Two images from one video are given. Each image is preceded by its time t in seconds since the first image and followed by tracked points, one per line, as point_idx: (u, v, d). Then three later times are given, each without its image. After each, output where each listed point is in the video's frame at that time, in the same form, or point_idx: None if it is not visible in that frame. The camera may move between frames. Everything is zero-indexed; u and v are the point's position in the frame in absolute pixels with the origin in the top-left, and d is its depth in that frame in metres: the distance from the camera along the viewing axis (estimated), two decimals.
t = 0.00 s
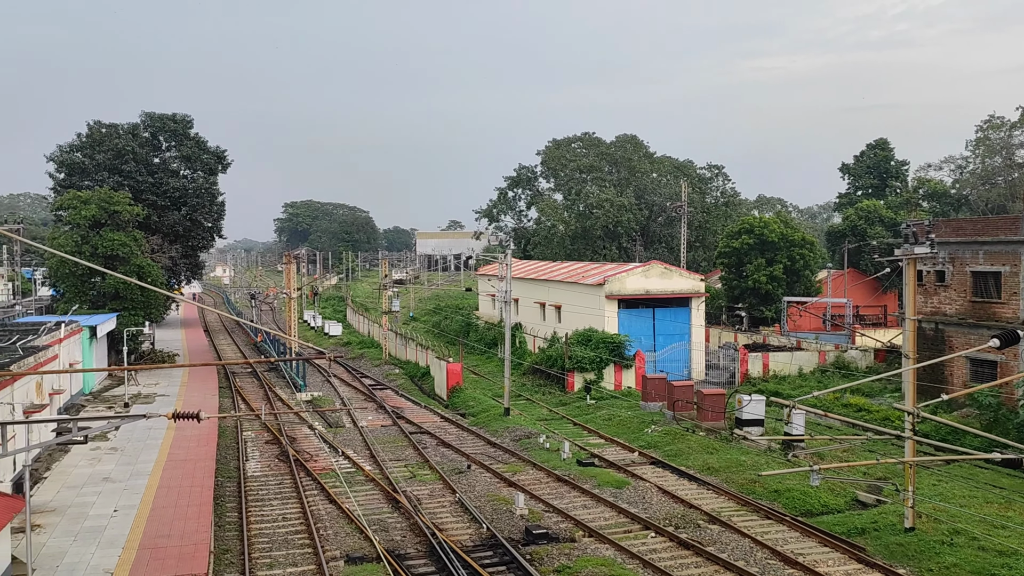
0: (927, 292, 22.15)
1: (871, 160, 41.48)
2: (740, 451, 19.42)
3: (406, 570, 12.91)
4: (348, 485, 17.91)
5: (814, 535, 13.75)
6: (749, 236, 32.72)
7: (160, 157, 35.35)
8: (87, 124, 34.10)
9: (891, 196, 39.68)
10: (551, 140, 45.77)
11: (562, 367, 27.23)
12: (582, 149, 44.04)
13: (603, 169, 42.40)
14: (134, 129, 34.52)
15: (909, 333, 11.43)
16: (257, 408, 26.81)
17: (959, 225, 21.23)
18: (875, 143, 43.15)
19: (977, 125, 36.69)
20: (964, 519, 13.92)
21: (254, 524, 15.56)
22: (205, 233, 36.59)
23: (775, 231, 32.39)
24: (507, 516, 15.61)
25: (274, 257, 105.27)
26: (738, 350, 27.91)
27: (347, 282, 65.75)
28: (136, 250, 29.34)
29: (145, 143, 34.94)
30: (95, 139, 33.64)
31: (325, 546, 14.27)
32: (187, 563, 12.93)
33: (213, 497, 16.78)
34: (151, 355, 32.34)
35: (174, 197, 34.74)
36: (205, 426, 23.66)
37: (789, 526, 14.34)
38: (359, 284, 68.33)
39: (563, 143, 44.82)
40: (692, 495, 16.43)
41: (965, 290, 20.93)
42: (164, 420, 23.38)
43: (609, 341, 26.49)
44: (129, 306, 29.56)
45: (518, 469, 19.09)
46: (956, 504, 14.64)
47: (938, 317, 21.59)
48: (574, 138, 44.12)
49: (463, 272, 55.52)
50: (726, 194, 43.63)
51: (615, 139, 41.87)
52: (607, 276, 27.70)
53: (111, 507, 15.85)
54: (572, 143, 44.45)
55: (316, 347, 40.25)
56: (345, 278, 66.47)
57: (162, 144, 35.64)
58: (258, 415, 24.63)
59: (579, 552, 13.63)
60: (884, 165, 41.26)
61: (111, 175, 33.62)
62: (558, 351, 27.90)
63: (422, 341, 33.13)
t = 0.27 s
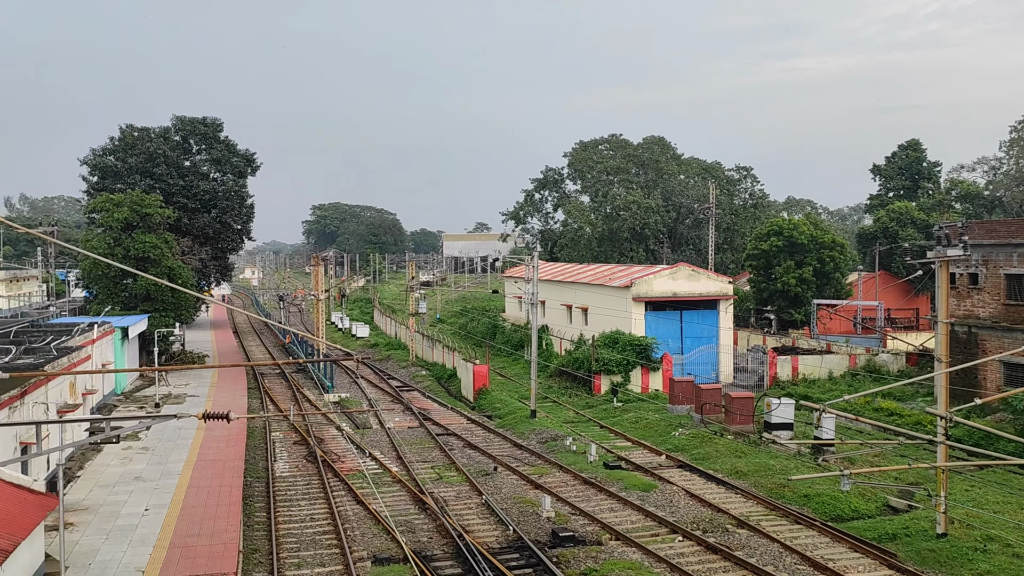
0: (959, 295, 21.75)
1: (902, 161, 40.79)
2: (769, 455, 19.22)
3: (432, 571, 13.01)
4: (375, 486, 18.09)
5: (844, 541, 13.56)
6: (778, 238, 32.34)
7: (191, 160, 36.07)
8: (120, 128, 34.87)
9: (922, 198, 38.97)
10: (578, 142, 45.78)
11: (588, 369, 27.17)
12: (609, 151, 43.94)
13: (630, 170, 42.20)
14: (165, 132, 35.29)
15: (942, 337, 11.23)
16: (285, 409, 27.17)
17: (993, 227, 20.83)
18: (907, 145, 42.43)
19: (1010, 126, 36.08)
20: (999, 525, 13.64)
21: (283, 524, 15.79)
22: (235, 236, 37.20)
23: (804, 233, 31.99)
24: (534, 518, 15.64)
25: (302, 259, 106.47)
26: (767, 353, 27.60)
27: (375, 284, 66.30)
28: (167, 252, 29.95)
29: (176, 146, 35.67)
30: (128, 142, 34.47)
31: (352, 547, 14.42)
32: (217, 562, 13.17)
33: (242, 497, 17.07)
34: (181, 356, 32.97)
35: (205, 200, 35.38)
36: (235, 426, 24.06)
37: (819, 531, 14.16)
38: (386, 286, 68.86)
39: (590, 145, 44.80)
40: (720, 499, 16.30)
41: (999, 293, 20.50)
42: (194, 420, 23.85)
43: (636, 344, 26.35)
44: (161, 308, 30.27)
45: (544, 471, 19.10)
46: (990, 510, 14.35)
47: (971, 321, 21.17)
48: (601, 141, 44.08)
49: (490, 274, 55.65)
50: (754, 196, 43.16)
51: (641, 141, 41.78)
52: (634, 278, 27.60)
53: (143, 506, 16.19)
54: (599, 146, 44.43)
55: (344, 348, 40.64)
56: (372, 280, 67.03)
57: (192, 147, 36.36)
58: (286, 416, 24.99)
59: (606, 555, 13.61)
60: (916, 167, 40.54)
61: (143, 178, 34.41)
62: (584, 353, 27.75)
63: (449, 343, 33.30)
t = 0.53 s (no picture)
0: (993, 296, 21.22)
1: (933, 162, 39.94)
2: (798, 458, 18.92)
3: (459, 572, 12.99)
4: (402, 486, 18.15)
5: (874, 545, 13.29)
6: (807, 239, 31.78)
7: (220, 163, 36.62)
8: (151, 131, 35.53)
9: (955, 198, 38.11)
10: (605, 143, 45.59)
11: (615, 371, 27.00)
12: (636, 152, 43.69)
13: (658, 171, 41.86)
14: (195, 135, 35.89)
15: (975, 339, 10.93)
16: (312, 409, 27.42)
17: None
18: (939, 144, 41.54)
19: None
20: None
21: (310, 524, 15.90)
22: (263, 237, 37.64)
23: (834, 234, 31.32)
24: (560, 520, 15.58)
25: (330, 260, 107.53)
26: (796, 355, 27.19)
27: (402, 285, 66.70)
28: (197, 253, 30.40)
29: (206, 149, 36.26)
30: (160, 145, 35.14)
31: (379, 547, 14.48)
32: (245, 561, 13.31)
33: (271, 497, 17.24)
34: (210, 357, 33.43)
35: (234, 202, 35.84)
36: (263, 426, 24.34)
37: (849, 536, 13.89)
38: (413, 287, 69.23)
39: (616, 146, 44.64)
40: (748, 503, 16.07)
41: None
42: (223, 420, 24.19)
43: (663, 345, 26.13)
44: (191, 308, 30.76)
45: (571, 472, 19.01)
46: None
47: (1005, 322, 20.63)
48: (628, 141, 43.87)
49: (516, 275, 55.67)
50: (784, 197, 42.28)
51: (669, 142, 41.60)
52: (661, 279, 27.40)
53: (173, 505, 16.43)
54: (626, 146, 44.26)
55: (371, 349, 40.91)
56: (399, 282, 67.45)
57: (222, 150, 36.91)
58: (314, 416, 25.21)
59: (632, 558, 13.49)
60: (948, 167, 39.65)
61: (174, 180, 35.08)
62: (610, 354, 27.60)
63: (476, 344, 33.34)
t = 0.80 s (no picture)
0: None
1: (965, 160, 39.02)
2: (827, 460, 18.61)
3: (485, 572, 12.99)
4: (428, 486, 18.22)
5: (905, 548, 13.05)
6: (837, 239, 31.23)
7: (249, 164, 37.12)
8: (181, 133, 36.15)
9: (989, 197, 37.23)
10: (631, 142, 45.25)
11: (641, 371, 26.79)
12: (663, 152, 43.28)
13: (685, 171, 41.50)
14: (225, 136, 36.43)
15: (1008, 340, 10.65)
16: (339, 409, 27.64)
17: None
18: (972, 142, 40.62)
19: None
20: None
21: (338, 523, 16.02)
22: (291, 238, 38.01)
23: (865, 234, 30.74)
24: (587, 520, 15.51)
25: (357, 260, 108.41)
26: (826, 356, 26.74)
27: (428, 285, 67.04)
28: (226, 253, 30.80)
29: (235, 150, 36.79)
30: (190, 147, 35.71)
31: (405, 546, 14.54)
32: (273, 559, 13.46)
33: (299, 495, 17.41)
34: (239, 356, 33.86)
35: (262, 202, 36.31)
36: (292, 425, 24.60)
37: (880, 539, 13.63)
38: (439, 287, 69.52)
39: (643, 146, 44.08)
40: (776, 505, 15.85)
41: None
42: (253, 419, 24.49)
43: (690, 346, 25.88)
44: (219, 308, 31.15)
45: (596, 473, 18.92)
46: None
47: None
48: (655, 141, 43.32)
49: (542, 275, 55.61)
50: (812, 196, 41.93)
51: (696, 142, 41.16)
52: (688, 279, 27.14)
53: (203, 503, 16.67)
54: (653, 146, 43.65)
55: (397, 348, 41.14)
56: (426, 282, 67.78)
57: (251, 151, 37.43)
58: (342, 416, 25.38)
59: (659, 560, 13.38)
60: (981, 166, 38.71)
61: (203, 181, 35.60)
62: (636, 355, 27.40)
63: (502, 344, 33.36)
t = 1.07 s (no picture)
0: None
1: (998, 159, 37.98)
2: (857, 462, 18.16)
3: (511, 571, 12.84)
4: (454, 485, 18.12)
5: (936, 552, 12.73)
6: (867, 238, 30.51)
7: (276, 164, 37.42)
8: (210, 134, 36.53)
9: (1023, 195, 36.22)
10: (658, 141, 44.69)
11: (667, 372, 26.39)
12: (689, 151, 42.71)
13: (712, 170, 41.01)
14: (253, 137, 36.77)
15: None
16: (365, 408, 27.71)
17: None
18: (1006, 139, 39.60)
19: None
20: None
21: (364, 521, 15.99)
22: (318, 237, 38.21)
23: (895, 233, 29.99)
24: (613, 521, 15.27)
25: (383, 260, 108.98)
26: (855, 356, 26.03)
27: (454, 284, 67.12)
28: (254, 253, 31.04)
29: (263, 150, 37.13)
30: (218, 147, 36.07)
31: (431, 545, 14.44)
32: (300, 556, 13.46)
33: (325, 493, 17.41)
34: (266, 355, 34.12)
35: (289, 202, 36.63)
36: (318, 423, 24.70)
37: (910, 542, 13.28)
38: (464, 287, 69.58)
39: (670, 145, 43.37)
40: (805, 506, 15.47)
41: None
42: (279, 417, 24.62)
43: (717, 346, 25.47)
44: (247, 307, 31.44)
45: (623, 473, 18.67)
46: None
47: None
48: (681, 140, 42.71)
49: (568, 275, 55.40)
50: (842, 195, 41.21)
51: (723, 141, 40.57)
52: (715, 279, 26.70)
53: (231, 499, 16.73)
54: (679, 146, 43.04)
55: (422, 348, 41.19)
56: (451, 281, 67.87)
57: (278, 151, 37.72)
58: (368, 415, 25.38)
59: (686, 561, 13.11)
60: (1014, 165, 37.65)
61: (232, 181, 35.93)
62: (663, 355, 27.04)
63: (527, 344, 33.21)
